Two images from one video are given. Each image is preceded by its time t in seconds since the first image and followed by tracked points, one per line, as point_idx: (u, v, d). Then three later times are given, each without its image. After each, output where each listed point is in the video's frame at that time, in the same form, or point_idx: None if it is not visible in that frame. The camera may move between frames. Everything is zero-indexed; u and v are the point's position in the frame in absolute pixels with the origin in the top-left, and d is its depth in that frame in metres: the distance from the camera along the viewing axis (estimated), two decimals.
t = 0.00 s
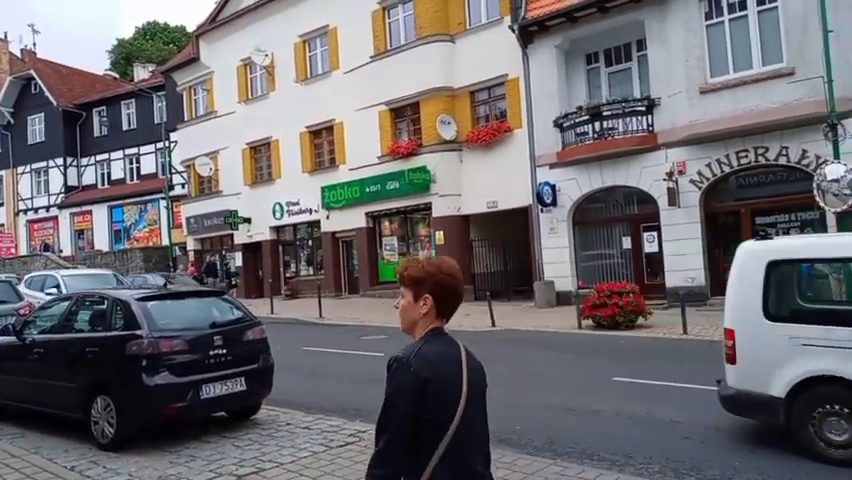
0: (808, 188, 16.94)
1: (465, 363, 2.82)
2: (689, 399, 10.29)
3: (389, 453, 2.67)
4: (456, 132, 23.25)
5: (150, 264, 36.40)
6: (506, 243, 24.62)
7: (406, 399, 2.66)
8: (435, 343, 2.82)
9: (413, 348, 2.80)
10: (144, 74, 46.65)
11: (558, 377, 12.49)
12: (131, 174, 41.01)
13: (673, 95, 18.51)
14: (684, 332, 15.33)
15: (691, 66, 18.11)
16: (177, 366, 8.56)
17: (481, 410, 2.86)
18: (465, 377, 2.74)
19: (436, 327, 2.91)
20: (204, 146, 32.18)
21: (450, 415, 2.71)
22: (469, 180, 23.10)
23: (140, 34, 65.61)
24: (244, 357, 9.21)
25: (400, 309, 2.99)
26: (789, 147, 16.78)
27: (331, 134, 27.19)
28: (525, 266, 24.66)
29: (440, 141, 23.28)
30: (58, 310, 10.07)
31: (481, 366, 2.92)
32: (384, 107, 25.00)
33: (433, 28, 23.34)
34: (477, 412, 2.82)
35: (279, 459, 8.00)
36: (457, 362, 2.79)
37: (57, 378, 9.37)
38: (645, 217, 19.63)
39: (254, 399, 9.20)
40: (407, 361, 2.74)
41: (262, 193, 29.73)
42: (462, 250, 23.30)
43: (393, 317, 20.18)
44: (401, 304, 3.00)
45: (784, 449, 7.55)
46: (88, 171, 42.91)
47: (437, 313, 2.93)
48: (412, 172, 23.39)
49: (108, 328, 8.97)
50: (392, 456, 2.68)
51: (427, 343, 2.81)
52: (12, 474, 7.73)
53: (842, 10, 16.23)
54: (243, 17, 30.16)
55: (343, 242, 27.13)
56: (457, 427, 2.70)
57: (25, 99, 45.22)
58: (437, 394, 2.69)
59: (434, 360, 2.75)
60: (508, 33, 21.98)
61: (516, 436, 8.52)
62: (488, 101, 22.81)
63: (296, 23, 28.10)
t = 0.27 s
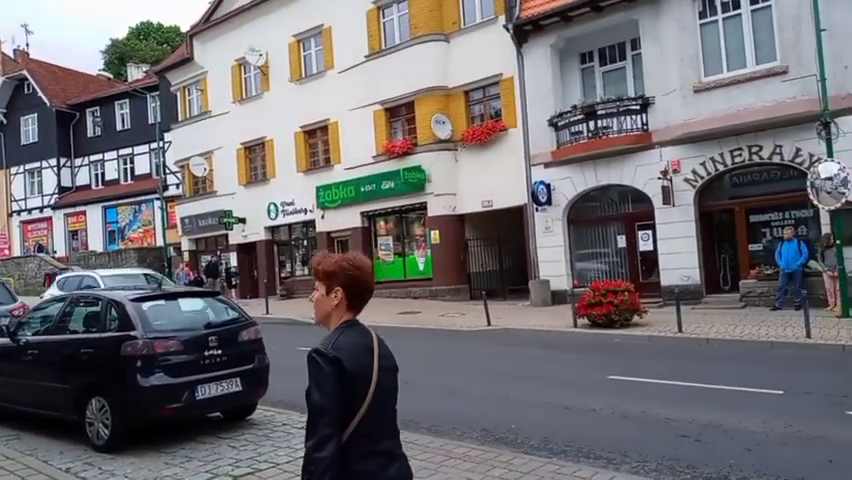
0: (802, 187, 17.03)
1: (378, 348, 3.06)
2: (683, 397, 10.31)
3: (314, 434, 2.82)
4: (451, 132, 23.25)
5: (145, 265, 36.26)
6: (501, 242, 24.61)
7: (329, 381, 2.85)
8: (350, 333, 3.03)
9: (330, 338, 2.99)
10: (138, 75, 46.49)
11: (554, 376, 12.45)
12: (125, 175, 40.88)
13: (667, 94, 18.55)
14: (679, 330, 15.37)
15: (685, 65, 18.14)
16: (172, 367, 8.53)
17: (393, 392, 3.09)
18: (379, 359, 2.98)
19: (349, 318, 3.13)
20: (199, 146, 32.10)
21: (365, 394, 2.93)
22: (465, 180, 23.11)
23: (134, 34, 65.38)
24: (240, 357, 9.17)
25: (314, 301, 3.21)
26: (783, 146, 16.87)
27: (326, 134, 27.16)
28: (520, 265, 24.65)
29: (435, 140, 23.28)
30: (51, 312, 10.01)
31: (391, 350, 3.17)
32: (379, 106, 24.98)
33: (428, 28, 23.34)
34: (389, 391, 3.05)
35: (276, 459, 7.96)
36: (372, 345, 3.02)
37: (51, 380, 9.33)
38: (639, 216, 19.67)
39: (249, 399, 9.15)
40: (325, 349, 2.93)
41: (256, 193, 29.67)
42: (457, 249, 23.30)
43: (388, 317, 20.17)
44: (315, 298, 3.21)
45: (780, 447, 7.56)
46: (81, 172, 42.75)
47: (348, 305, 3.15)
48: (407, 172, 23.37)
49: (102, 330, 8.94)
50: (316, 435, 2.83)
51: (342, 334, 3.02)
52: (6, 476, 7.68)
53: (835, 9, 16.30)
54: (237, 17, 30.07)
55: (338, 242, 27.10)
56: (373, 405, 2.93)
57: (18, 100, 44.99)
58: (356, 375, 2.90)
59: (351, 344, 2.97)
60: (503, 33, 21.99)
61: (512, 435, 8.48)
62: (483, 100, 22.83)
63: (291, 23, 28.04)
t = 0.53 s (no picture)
0: (790, 185, 17.16)
1: (287, 349, 3.26)
2: (673, 394, 10.34)
3: (222, 433, 3.03)
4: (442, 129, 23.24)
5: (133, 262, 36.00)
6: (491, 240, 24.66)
7: (235, 383, 3.04)
8: (260, 337, 3.23)
9: (239, 343, 3.17)
10: (127, 71, 46.13)
11: (545, 373, 12.43)
12: (113, 171, 40.59)
13: (657, 92, 18.62)
14: (668, 328, 15.43)
15: (675, 64, 18.19)
16: (160, 365, 8.43)
17: (302, 387, 3.28)
18: (287, 358, 3.18)
19: (259, 323, 3.32)
20: (188, 142, 31.92)
21: (272, 392, 3.13)
22: (455, 177, 23.11)
23: (123, 30, 64.90)
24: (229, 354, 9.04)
25: (228, 305, 3.39)
26: (771, 145, 16.97)
27: (317, 130, 27.07)
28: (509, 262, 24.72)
29: (426, 137, 23.26)
30: (38, 308, 9.90)
31: (301, 349, 3.37)
32: (369, 103, 24.92)
33: (418, 24, 23.29)
34: (299, 388, 3.26)
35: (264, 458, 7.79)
36: (280, 346, 3.21)
37: (37, 378, 9.22)
38: (629, 214, 19.74)
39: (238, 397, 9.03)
40: (233, 353, 3.11)
41: (246, 189, 29.54)
42: (448, 246, 23.32)
43: (378, 315, 20.15)
44: (229, 302, 3.40)
45: (767, 444, 7.59)
46: (69, 168, 42.41)
47: (259, 311, 3.33)
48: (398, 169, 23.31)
49: (90, 328, 8.86)
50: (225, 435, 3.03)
51: (251, 338, 3.21)
52: None
53: (822, 9, 16.42)
54: (227, 12, 29.91)
55: (329, 239, 27.03)
56: (280, 402, 3.12)
57: (4, 95, 44.50)
58: (261, 376, 3.10)
59: (257, 347, 3.16)
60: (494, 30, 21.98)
61: (502, 434, 8.43)
62: (473, 97, 22.83)
63: (281, 19, 27.90)
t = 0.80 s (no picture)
0: (779, 184, 17.28)
1: (217, 335, 3.38)
2: (665, 392, 10.37)
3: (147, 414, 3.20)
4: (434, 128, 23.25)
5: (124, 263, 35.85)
6: (483, 239, 24.70)
7: (156, 369, 3.18)
8: (191, 323, 3.36)
9: (169, 329, 3.33)
10: (117, 70, 45.90)
11: (538, 373, 12.45)
12: (104, 171, 40.38)
13: (648, 92, 18.70)
14: (659, 327, 15.51)
15: (666, 64, 18.28)
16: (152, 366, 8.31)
17: (233, 370, 3.42)
18: (213, 345, 3.31)
19: (193, 309, 3.44)
20: (179, 142, 31.81)
21: (197, 378, 3.27)
22: (447, 177, 23.13)
23: (113, 28, 64.53)
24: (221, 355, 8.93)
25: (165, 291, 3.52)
26: (761, 144, 17.08)
27: (308, 130, 27.03)
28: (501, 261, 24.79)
29: (418, 136, 23.25)
30: (28, 309, 9.81)
31: (235, 336, 3.48)
32: (361, 103, 24.91)
33: (410, 24, 23.29)
34: (228, 374, 3.39)
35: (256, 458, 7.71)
36: (207, 335, 3.34)
37: (27, 380, 9.15)
38: (621, 214, 19.82)
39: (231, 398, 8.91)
40: (160, 339, 3.26)
41: (237, 189, 29.46)
42: (440, 246, 23.32)
43: (370, 315, 20.14)
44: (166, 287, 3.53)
45: (757, 442, 7.64)
46: (59, 168, 42.14)
47: (192, 297, 3.45)
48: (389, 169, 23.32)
49: (79, 329, 8.80)
50: (145, 416, 3.21)
51: (182, 324, 3.35)
52: None
53: (811, 9, 16.54)
54: (218, 11, 29.80)
55: (320, 239, 27.00)
56: (201, 389, 3.26)
57: None
58: (185, 362, 3.24)
59: (184, 334, 3.30)
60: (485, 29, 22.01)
61: (494, 433, 8.44)
62: (465, 97, 22.86)
63: (272, 18, 27.84)
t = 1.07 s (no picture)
0: (769, 178, 17.39)
1: (152, 329, 3.72)
2: (656, 385, 10.40)
3: (84, 397, 3.58)
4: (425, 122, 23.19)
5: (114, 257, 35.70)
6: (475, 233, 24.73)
7: (95, 358, 3.59)
8: (129, 317, 3.73)
9: (110, 323, 3.71)
10: (106, 63, 45.57)
11: (529, 365, 12.48)
12: (93, 164, 40.12)
13: (639, 86, 18.72)
14: (650, 320, 15.58)
15: (657, 58, 18.32)
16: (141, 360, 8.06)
17: (167, 360, 3.76)
18: (146, 336, 3.66)
19: (137, 306, 3.77)
20: (169, 136, 31.65)
21: (130, 366, 3.62)
22: (439, 171, 23.11)
23: (102, 21, 64.04)
24: (211, 349, 8.72)
25: (114, 290, 3.84)
26: (751, 139, 17.14)
27: (299, 124, 26.93)
28: (492, 255, 24.84)
29: (410, 130, 23.18)
30: (16, 303, 9.72)
31: (174, 332, 3.82)
32: (352, 96, 24.84)
33: (401, 17, 23.23)
34: (165, 364, 3.74)
35: (247, 452, 7.65)
36: (144, 329, 3.68)
37: (15, 374, 9.08)
38: (612, 207, 19.87)
39: (221, 393, 8.73)
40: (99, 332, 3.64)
41: (228, 183, 29.35)
42: (432, 240, 23.32)
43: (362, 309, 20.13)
44: (115, 287, 3.85)
45: (747, 434, 7.68)
46: (48, 162, 41.82)
47: (138, 296, 3.78)
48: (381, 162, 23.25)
49: (69, 322, 8.75)
50: (85, 401, 3.61)
51: (122, 319, 3.72)
52: None
53: (801, 4, 16.59)
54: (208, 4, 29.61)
55: (312, 233, 26.96)
56: (134, 376, 3.61)
57: None
58: (117, 352, 3.60)
59: (122, 327, 3.67)
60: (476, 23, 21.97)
61: (485, 426, 8.44)
62: (457, 91, 22.82)
63: (262, 11, 27.69)
